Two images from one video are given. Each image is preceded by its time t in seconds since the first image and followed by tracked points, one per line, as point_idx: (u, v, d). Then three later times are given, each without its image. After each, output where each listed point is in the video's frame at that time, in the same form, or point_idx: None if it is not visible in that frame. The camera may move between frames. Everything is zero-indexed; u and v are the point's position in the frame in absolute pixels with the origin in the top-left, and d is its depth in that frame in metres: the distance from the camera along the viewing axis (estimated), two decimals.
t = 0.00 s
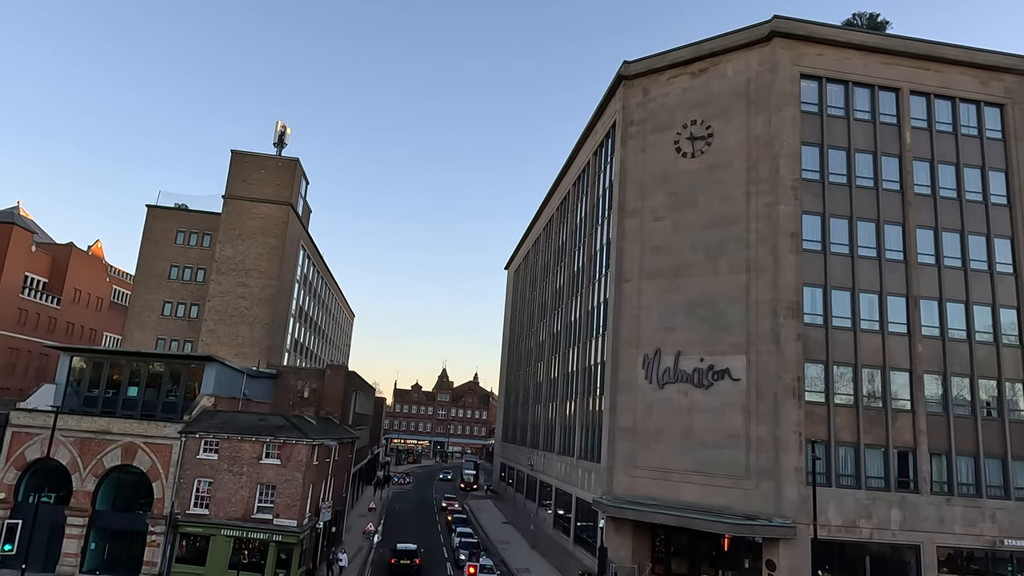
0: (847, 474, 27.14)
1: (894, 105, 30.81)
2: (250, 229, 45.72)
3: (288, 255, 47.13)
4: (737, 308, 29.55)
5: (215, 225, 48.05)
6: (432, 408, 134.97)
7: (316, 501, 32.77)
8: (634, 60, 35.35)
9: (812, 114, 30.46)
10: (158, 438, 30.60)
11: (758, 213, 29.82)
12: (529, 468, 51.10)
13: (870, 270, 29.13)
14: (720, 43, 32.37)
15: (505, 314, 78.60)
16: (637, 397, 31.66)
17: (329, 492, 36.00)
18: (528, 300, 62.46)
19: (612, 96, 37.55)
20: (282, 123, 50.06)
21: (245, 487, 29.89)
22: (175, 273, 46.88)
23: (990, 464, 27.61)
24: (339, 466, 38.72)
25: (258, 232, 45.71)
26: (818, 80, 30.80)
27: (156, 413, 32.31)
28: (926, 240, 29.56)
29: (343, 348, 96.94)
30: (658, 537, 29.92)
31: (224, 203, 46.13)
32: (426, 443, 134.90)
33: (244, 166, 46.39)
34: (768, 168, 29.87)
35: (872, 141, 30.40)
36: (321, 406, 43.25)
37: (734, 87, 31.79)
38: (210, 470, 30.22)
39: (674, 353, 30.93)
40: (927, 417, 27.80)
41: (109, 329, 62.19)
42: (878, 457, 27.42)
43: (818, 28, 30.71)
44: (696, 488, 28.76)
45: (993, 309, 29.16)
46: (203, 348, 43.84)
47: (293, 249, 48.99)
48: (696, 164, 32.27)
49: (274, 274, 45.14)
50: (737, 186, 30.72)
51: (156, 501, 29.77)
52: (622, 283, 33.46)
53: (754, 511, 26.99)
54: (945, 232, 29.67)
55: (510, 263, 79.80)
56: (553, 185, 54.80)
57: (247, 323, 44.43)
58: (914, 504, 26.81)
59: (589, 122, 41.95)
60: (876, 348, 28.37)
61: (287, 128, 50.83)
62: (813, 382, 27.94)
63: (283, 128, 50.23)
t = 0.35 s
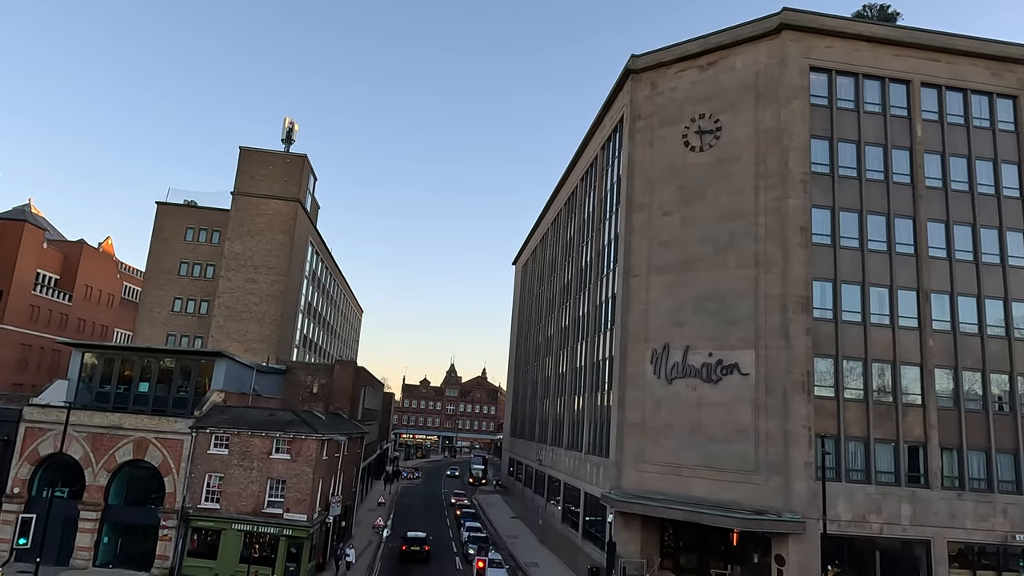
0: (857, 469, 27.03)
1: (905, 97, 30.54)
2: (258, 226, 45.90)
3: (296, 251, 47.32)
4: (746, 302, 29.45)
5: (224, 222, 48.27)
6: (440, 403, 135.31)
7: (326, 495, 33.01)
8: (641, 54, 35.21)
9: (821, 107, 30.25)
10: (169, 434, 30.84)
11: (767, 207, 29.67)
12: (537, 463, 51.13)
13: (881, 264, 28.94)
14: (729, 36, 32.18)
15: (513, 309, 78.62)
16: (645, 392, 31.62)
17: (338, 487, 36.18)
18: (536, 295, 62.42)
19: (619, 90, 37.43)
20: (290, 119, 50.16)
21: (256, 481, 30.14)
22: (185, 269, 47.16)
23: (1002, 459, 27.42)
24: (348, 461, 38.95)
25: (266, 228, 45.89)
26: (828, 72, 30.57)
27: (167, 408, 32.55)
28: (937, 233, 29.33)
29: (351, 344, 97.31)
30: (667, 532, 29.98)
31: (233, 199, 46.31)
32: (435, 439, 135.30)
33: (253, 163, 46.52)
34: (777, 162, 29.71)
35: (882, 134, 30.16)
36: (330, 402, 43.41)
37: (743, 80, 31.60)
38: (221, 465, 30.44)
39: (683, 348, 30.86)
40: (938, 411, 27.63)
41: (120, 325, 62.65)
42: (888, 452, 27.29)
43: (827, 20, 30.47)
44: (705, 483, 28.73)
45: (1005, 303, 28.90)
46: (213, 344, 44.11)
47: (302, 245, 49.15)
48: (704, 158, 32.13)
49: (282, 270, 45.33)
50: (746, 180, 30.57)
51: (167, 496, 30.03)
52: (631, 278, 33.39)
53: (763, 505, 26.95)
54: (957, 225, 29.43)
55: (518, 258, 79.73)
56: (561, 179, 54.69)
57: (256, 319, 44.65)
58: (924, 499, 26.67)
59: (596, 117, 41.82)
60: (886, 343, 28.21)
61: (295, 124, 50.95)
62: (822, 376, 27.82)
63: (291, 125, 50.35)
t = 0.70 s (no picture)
0: (867, 462, 26.94)
1: (915, 87, 30.24)
2: (266, 221, 46.06)
3: (304, 247, 47.48)
4: (754, 295, 29.35)
5: (232, 217, 48.46)
6: (448, 397, 135.68)
7: (336, 490, 33.21)
8: (648, 46, 35.00)
9: (830, 98, 30.01)
10: (180, 428, 31.07)
11: (775, 200, 29.51)
12: (546, 457, 51.19)
13: (890, 256, 28.75)
14: (736, 27, 31.93)
15: (521, 303, 78.62)
16: (653, 386, 31.58)
17: (348, 481, 36.36)
18: (544, 289, 62.34)
19: (626, 83, 37.26)
20: (297, 114, 50.25)
21: (266, 476, 30.33)
22: (194, 265, 47.42)
23: (1014, 451, 27.24)
24: (357, 455, 39.12)
25: (274, 224, 46.05)
26: (837, 63, 30.31)
27: (177, 404, 32.79)
28: (948, 224, 29.10)
29: (360, 338, 97.72)
30: (676, 525, 30.17)
31: (241, 195, 46.48)
32: (444, 432, 135.75)
33: (260, 158, 46.65)
34: (786, 154, 29.52)
35: (892, 125, 29.91)
36: (339, 396, 43.57)
37: (750, 72, 31.38)
38: (231, 459, 30.67)
39: (691, 342, 30.80)
40: (949, 404, 27.46)
41: (130, 321, 63.13)
42: (898, 445, 27.17)
43: (836, 10, 30.19)
44: (714, 477, 28.71)
45: (1017, 294, 28.65)
46: (222, 339, 44.37)
47: (310, 240, 49.30)
48: (712, 151, 31.97)
49: (291, 265, 45.50)
50: (754, 172, 30.39)
51: (179, 490, 30.28)
52: (638, 272, 33.30)
53: (772, 498, 26.91)
54: (968, 216, 29.18)
55: (525, 252, 79.62)
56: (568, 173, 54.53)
57: (265, 314, 44.89)
58: (935, 492, 26.54)
59: (603, 109, 41.64)
60: (896, 335, 28.05)
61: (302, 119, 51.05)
62: (831, 369, 27.72)
63: (298, 120, 50.42)
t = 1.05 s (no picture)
0: (876, 456, 26.84)
1: (925, 79, 29.97)
2: (273, 216, 46.18)
3: (311, 242, 47.59)
4: (762, 289, 29.22)
5: (239, 213, 48.60)
6: (455, 391, 136.06)
7: (344, 483, 33.36)
8: (655, 39, 34.80)
9: (839, 90, 29.78)
10: (189, 423, 31.26)
11: (784, 193, 29.35)
12: (553, 450, 51.32)
13: (899, 249, 28.57)
14: (744, 19, 31.68)
15: (527, 297, 78.60)
16: (660, 380, 31.54)
17: (356, 475, 36.56)
18: (551, 283, 62.28)
19: (633, 76, 37.07)
20: (303, 109, 50.30)
21: (274, 469, 30.51)
22: (202, 260, 47.64)
23: None
24: (365, 449, 39.33)
25: (281, 219, 46.16)
26: (846, 54, 30.07)
27: (186, 398, 32.99)
28: (958, 217, 28.87)
29: (367, 332, 98.00)
30: (683, 520, 30.36)
31: (248, 190, 46.61)
32: (451, 426, 136.22)
33: (267, 153, 46.73)
34: (794, 147, 29.34)
35: (902, 117, 29.67)
36: (347, 390, 43.81)
37: (758, 64, 31.16)
38: (240, 453, 30.85)
39: (698, 336, 30.72)
40: (958, 398, 27.31)
41: (139, 316, 63.53)
42: (907, 439, 27.05)
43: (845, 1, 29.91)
44: (721, 471, 28.68)
45: None
46: (231, 334, 44.59)
47: (317, 235, 49.42)
48: (719, 144, 31.81)
49: (298, 260, 45.65)
50: (762, 165, 30.21)
51: (189, 484, 30.49)
52: (645, 266, 33.22)
53: (780, 492, 26.86)
54: (978, 209, 28.94)
55: (532, 246, 79.50)
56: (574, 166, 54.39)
57: (273, 309, 45.08)
58: (944, 486, 26.42)
59: (610, 103, 41.48)
60: (905, 329, 27.90)
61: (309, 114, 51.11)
62: (840, 363, 27.59)
63: (304, 115, 50.47)
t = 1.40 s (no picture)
0: (883, 451, 26.75)
1: (935, 71, 29.71)
2: (280, 211, 46.30)
3: (318, 236, 47.71)
4: (769, 283, 29.10)
5: (246, 207, 48.73)
6: (462, 385, 136.34)
7: (351, 477, 33.56)
8: (662, 32, 34.62)
9: (848, 83, 29.57)
10: (197, 416, 31.45)
11: (792, 187, 29.19)
12: (559, 445, 51.39)
13: (908, 243, 28.40)
14: (752, 11, 31.45)
15: (534, 291, 78.57)
16: (667, 374, 31.51)
17: (363, 468, 36.72)
18: (557, 277, 62.23)
19: (640, 69, 36.92)
20: (309, 104, 50.34)
21: (282, 463, 30.68)
22: (209, 255, 47.84)
23: None
24: (372, 443, 39.48)
25: (288, 214, 46.27)
26: (855, 47, 29.83)
27: (194, 392, 33.19)
28: (967, 211, 28.65)
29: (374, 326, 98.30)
30: (689, 514, 30.29)
31: (255, 185, 46.73)
32: (457, 421, 136.58)
33: (274, 148, 46.83)
34: (802, 140, 29.17)
35: (911, 110, 29.44)
36: (355, 384, 43.99)
37: (766, 56, 30.96)
38: (248, 446, 31.02)
39: (705, 330, 30.64)
40: (967, 393, 27.17)
41: (147, 311, 63.89)
42: (915, 433, 26.94)
43: None
44: (728, 465, 28.66)
45: None
46: (238, 328, 44.78)
47: (324, 230, 49.52)
48: (726, 137, 31.65)
49: (305, 254, 45.76)
50: (770, 159, 30.05)
51: (197, 477, 30.70)
52: (652, 260, 33.14)
53: (787, 487, 26.81)
54: (988, 202, 28.72)
55: (539, 241, 79.43)
56: (581, 161, 54.28)
57: (280, 303, 45.26)
58: (952, 481, 26.31)
59: (617, 96, 41.33)
60: (914, 323, 27.74)
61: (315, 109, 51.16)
62: (847, 358, 27.48)
63: (311, 109, 50.52)
